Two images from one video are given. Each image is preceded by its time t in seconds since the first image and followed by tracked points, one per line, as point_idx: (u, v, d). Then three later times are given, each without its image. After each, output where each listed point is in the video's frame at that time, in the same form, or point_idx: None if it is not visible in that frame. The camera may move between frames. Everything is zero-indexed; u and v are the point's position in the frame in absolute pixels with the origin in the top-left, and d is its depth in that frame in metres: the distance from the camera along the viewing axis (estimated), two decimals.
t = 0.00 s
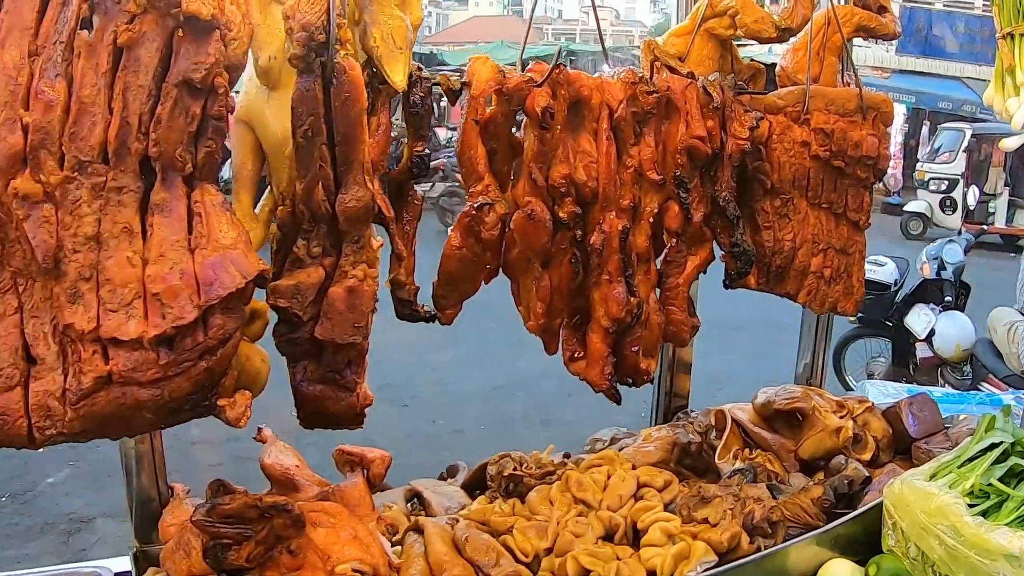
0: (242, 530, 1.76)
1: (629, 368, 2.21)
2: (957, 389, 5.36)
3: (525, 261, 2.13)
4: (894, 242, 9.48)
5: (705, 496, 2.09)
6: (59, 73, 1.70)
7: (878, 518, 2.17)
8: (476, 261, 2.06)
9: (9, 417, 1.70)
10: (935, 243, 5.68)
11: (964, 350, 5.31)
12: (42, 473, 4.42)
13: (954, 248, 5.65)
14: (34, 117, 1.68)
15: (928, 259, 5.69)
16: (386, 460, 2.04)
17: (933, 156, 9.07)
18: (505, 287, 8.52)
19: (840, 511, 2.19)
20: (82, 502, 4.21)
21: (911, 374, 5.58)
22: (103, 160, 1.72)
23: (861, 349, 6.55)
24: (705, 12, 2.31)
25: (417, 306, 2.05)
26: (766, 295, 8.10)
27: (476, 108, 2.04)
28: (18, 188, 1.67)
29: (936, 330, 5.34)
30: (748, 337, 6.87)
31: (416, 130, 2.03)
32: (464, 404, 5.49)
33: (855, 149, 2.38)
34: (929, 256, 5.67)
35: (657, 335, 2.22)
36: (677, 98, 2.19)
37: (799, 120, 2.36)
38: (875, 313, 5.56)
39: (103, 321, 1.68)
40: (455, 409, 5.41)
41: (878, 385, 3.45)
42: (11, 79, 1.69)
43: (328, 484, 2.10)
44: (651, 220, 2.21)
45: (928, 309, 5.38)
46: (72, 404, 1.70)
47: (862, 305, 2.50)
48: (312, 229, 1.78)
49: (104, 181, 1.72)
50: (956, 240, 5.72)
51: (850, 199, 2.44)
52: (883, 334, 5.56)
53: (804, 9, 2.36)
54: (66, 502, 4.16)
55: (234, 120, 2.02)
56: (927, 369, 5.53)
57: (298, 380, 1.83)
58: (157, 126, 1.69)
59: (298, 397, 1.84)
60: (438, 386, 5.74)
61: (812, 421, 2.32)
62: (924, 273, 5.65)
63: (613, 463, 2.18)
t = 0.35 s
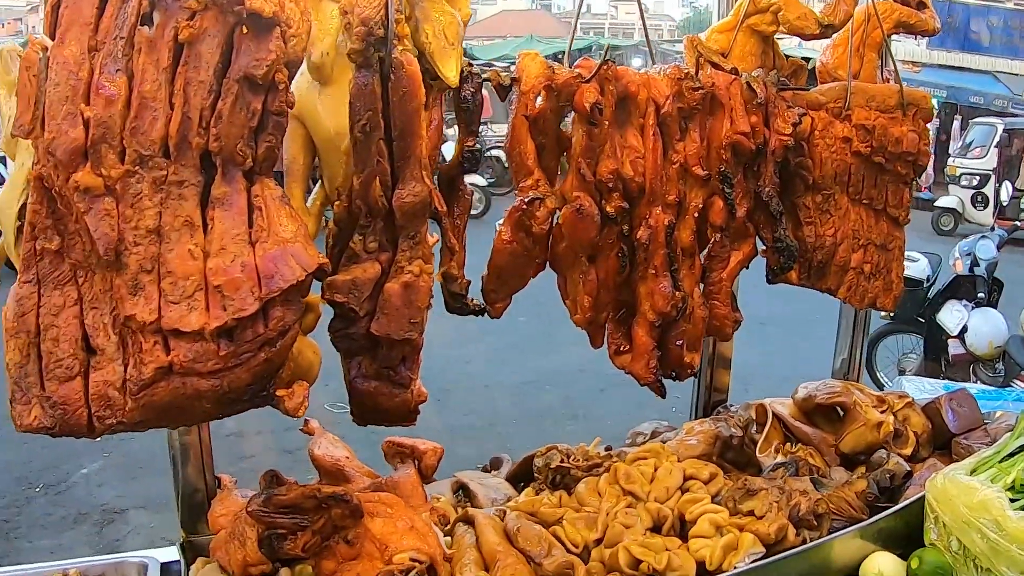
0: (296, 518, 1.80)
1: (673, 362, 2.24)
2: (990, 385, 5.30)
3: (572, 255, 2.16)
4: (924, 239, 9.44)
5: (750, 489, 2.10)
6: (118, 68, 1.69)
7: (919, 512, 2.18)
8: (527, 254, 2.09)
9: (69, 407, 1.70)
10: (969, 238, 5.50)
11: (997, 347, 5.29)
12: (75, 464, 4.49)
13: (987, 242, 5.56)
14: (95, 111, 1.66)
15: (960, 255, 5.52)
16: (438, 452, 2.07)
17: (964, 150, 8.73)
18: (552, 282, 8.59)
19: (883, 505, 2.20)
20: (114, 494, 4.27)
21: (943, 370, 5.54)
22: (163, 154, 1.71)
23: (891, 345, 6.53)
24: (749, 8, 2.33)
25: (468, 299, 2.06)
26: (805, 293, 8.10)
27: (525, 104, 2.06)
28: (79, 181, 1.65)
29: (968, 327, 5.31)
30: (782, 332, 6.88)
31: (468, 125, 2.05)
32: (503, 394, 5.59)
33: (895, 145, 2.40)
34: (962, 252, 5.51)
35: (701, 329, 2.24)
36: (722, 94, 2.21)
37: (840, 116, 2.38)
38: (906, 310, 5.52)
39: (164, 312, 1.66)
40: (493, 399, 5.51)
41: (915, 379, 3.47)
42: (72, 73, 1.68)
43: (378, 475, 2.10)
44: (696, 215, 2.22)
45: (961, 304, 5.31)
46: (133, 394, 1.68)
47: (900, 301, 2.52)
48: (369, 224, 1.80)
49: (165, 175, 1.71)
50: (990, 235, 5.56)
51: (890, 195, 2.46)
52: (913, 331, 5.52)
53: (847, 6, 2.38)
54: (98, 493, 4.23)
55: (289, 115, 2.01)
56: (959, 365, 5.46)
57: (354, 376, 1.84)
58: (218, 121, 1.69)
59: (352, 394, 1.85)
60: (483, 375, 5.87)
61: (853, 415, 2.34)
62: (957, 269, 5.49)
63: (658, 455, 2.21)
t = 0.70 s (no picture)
0: (342, 514, 1.81)
1: (710, 359, 2.25)
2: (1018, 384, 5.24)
3: (612, 253, 2.16)
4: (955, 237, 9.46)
5: (789, 486, 2.11)
6: (167, 65, 1.68)
7: (955, 510, 2.16)
8: (569, 251, 2.10)
9: (117, 404, 1.70)
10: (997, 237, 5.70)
11: None
12: (105, 457, 4.77)
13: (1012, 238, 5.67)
14: (144, 109, 1.66)
15: (989, 253, 5.72)
16: (482, 448, 2.08)
17: (991, 147, 9.15)
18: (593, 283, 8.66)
19: (919, 504, 2.21)
20: (141, 486, 4.50)
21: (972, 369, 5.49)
22: (212, 152, 1.70)
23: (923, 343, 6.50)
24: (785, 6, 2.34)
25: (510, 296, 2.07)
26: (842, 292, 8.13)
27: (568, 102, 2.07)
28: (128, 179, 1.64)
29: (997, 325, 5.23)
30: (816, 331, 6.89)
31: (510, 124, 2.03)
32: (534, 388, 5.65)
33: (931, 144, 2.40)
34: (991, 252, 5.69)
35: (739, 326, 2.26)
36: (762, 93, 2.21)
37: (877, 115, 2.37)
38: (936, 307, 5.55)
39: (213, 310, 1.67)
40: (522, 393, 5.56)
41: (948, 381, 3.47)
42: (121, 71, 1.67)
43: (420, 471, 2.12)
44: (735, 213, 2.23)
45: (989, 302, 5.30)
46: (182, 391, 1.69)
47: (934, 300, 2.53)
48: (421, 222, 1.83)
49: (214, 172, 1.70)
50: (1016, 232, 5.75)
51: (925, 194, 2.46)
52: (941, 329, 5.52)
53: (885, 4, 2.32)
54: (126, 485, 4.46)
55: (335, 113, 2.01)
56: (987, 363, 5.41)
57: (405, 372, 1.89)
58: (269, 119, 1.68)
59: (404, 389, 1.89)
60: (518, 372, 5.96)
61: (889, 414, 2.35)
62: (986, 267, 5.65)
63: (698, 452, 2.22)
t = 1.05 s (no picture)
0: (392, 504, 1.82)
1: (751, 354, 2.26)
2: None
3: (655, 247, 2.17)
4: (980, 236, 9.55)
5: (831, 481, 2.11)
6: (226, 55, 1.69)
7: (993, 507, 2.16)
8: (614, 245, 2.11)
9: (175, 395, 1.70)
10: None
11: None
12: (130, 447, 4.80)
13: None
14: (203, 99, 1.66)
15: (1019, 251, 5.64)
16: (528, 440, 2.07)
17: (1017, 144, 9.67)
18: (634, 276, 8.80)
19: (959, 500, 2.22)
20: (166, 475, 4.53)
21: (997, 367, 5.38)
22: (272, 142, 1.70)
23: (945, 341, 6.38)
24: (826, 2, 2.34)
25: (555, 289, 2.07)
26: (877, 287, 8.15)
27: (615, 95, 2.07)
28: (187, 168, 1.64)
29: None
30: (852, 330, 6.83)
31: (557, 117, 2.04)
32: (557, 382, 5.68)
33: (969, 140, 2.40)
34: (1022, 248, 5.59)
35: (778, 320, 2.26)
36: (803, 88, 2.21)
37: (915, 111, 2.38)
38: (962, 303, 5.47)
39: (274, 301, 1.67)
40: (545, 387, 5.58)
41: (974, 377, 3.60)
42: (179, 60, 1.68)
43: (463, 463, 2.12)
44: (777, 207, 2.24)
45: (1015, 299, 5.23)
46: (241, 382, 1.69)
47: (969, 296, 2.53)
48: (473, 213, 1.83)
49: (274, 162, 1.70)
50: None
51: (961, 190, 2.47)
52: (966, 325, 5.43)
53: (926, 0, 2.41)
54: (150, 474, 4.49)
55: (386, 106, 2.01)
56: (1014, 361, 5.29)
57: (454, 360, 1.89)
58: (330, 109, 1.69)
59: (453, 377, 1.89)
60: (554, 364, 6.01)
61: (926, 410, 2.35)
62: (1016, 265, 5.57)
63: (739, 446, 2.23)
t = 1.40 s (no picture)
0: (434, 498, 1.83)
1: (782, 352, 2.27)
2: None
3: (692, 245, 2.17)
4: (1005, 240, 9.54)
5: (864, 479, 2.13)
6: (275, 47, 1.70)
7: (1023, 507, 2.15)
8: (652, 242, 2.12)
9: (220, 386, 1.70)
10: None
11: None
12: (148, 439, 4.87)
13: None
14: (252, 90, 1.66)
15: None
16: (567, 435, 2.10)
17: None
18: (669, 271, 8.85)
19: (991, 499, 2.21)
20: (184, 467, 4.59)
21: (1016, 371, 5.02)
22: (321, 135, 1.71)
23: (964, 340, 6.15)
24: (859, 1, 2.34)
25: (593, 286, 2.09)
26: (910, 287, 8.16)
27: (654, 92, 2.08)
28: (235, 159, 1.64)
29: None
30: (882, 332, 6.80)
31: (597, 113, 2.02)
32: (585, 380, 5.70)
33: (998, 141, 2.41)
34: None
35: (809, 319, 2.26)
36: (837, 87, 2.22)
37: (947, 111, 2.39)
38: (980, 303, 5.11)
39: (323, 293, 1.67)
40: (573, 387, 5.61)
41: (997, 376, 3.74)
42: (227, 51, 1.67)
43: (499, 458, 2.12)
44: (810, 206, 2.24)
45: None
46: (287, 373, 1.69)
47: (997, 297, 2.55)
48: (518, 209, 1.82)
49: (323, 155, 1.70)
50: None
51: (991, 192, 2.48)
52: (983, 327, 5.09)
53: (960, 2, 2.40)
54: (168, 466, 4.55)
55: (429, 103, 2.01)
56: None
57: (496, 358, 1.90)
58: (379, 103, 1.69)
59: (495, 374, 1.91)
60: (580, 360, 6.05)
61: (955, 409, 2.36)
62: None
63: (772, 444, 2.24)
